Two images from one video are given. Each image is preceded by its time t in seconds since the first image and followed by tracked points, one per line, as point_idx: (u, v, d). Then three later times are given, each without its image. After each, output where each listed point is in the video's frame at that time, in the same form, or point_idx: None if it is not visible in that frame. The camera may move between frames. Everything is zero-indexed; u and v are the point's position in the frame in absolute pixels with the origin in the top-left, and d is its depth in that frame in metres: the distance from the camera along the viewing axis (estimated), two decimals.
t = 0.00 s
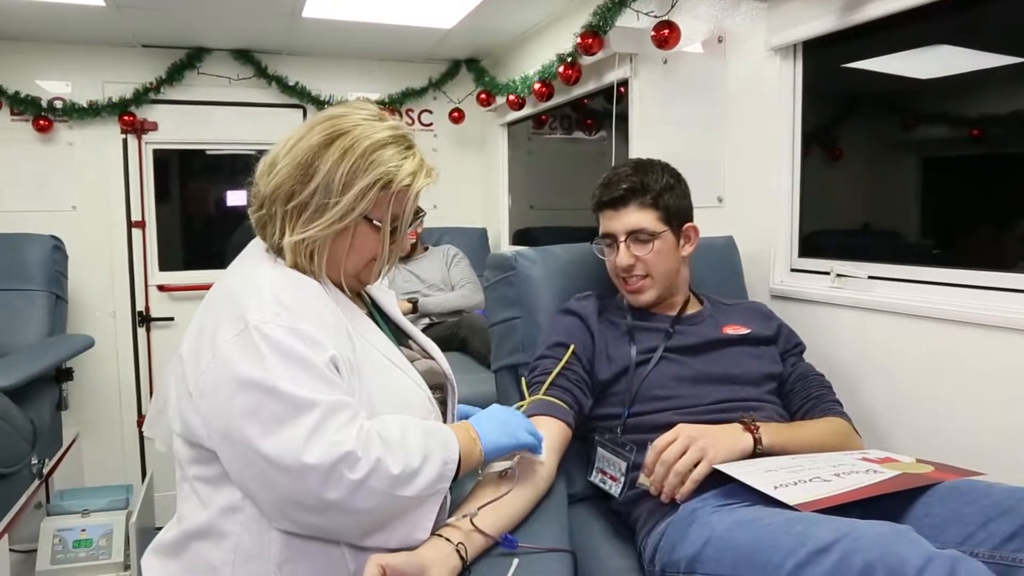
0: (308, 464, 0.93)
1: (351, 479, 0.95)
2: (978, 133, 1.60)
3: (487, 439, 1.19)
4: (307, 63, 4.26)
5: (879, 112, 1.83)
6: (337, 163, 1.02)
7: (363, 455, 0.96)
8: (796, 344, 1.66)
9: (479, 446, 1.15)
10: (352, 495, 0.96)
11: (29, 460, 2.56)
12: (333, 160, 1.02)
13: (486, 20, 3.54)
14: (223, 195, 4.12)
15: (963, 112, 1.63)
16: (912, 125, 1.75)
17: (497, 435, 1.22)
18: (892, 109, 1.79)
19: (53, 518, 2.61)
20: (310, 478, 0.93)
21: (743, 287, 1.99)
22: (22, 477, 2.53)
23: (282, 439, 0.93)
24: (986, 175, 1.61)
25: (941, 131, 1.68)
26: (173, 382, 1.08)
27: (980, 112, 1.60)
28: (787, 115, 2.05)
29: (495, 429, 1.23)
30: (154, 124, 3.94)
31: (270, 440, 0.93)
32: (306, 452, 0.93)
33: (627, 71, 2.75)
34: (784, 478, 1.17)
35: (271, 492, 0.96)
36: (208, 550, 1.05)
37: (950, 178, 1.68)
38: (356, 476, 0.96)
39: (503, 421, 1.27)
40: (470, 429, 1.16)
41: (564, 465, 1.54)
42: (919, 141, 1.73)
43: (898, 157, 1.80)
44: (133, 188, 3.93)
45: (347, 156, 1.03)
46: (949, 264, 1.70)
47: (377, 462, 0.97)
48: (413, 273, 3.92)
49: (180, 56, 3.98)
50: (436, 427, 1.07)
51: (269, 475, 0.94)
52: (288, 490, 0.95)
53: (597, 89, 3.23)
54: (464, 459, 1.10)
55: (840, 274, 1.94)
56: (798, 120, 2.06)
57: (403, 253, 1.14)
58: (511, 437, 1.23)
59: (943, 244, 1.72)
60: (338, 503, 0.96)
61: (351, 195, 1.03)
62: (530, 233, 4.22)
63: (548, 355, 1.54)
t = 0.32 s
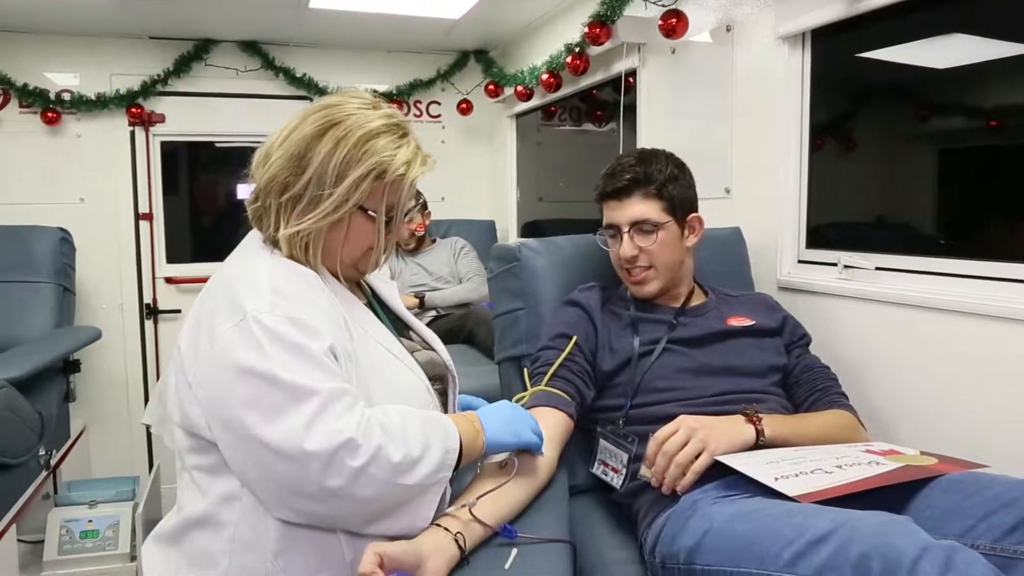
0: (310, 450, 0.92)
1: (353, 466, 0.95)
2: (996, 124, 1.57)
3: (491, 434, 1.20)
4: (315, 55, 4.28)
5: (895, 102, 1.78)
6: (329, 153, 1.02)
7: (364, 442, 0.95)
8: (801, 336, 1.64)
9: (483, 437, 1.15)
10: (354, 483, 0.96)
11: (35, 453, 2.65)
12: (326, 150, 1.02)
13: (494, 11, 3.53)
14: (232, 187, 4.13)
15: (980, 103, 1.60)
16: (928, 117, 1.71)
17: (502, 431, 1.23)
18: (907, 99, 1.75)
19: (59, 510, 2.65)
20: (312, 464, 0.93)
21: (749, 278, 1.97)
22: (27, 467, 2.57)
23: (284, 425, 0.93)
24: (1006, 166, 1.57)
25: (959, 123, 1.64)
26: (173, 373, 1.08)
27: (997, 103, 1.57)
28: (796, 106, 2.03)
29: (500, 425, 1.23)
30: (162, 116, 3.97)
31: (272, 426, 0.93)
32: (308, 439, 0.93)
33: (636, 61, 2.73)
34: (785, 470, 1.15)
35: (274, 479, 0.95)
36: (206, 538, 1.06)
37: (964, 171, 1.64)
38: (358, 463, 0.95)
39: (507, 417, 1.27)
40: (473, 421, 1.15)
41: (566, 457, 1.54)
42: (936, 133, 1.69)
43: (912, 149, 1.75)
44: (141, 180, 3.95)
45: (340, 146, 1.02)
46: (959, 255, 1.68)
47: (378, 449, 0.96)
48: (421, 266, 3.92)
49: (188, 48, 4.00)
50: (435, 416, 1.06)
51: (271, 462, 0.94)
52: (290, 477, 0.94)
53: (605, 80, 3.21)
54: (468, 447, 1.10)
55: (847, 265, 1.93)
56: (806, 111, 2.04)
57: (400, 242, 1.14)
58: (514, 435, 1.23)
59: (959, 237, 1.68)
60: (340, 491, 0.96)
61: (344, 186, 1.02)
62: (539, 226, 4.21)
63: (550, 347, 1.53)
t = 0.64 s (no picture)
0: (299, 435, 0.93)
1: (342, 451, 0.95)
2: (1010, 117, 1.55)
3: (485, 424, 1.20)
4: (322, 50, 4.31)
5: (909, 95, 1.75)
6: (303, 147, 1.02)
7: (352, 430, 0.96)
8: (803, 327, 1.63)
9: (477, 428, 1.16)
10: (343, 468, 0.96)
11: (46, 446, 2.69)
12: (300, 144, 1.02)
13: (500, 4, 3.53)
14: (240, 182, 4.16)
15: (994, 95, 1.58)
16: (942, 108, 1.68)
17: (496, 422, 1.23)
18: (920, 91, 1.72)
19: (69, 502, 2.69)
20: (301, 449, 0.94)
21: (753, 270, 1.96)
22: (38, 459, 2.62)
23: (273, 411, 0.94)
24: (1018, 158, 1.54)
25: (973, 115, 1.62)
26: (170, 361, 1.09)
27: (1013, 95, 1.54)
28: (800, 97, 2.00)
29: (494, 415, 1.23)
30: (171, 110, 4.00)
31: (261, 412, 0.94)
32: (296, 424, 0.93)
33: (642, 53, 2.72)
34: (783, 460, 1.15)
35: (265, 464, 0.96)
36: (206, 526, 1.07)
37: (976, 164, 1.62)
38: (346, 449, 0.96)
39: (502, 409, 1.28)
40: (468, 409, 1.15)
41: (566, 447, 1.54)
42: (949, 125, 1.66)
43: (925, 142, 1.72)
44: (150, 175, 3.98)
45: (313, 138, 1.02)
46: (965, 246, 1.66)
47: (367, 436, 0.97)
48: (428, 259, 3.94)
49: (197, 42, 4.03)
50: (427, 404, 1.06)
51: (261, 447, 0.95)
52: (279, 462, 0.95)
53: (612, 72, 3.20)
54: (462, 437, 1.10)
55: (851, 257, 1.91)
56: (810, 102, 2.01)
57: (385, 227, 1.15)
58: (509, 426, 1.24)
59: (968, 227, 1.66)
60: (329, 476, 0.96)
61: (322, 176, 1.03)
62: (546, 219, 4.21)
63: (549, 337, 1.53)
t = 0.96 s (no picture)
0: (276, 411, 1.02)
1: (317, 429, 1.04)
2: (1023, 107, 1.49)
3: (468, 407, 1.23)
4: (329, 45, 4.32)
5: (919, 88, 1.71)
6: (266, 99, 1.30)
7: (329, 408, 1.04)
8: (803, 316, 1.62)
9: (460, 412, 1.21)
10: (318, 445, 1.04)
11: (57, 440, 2.72)
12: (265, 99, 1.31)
13: None
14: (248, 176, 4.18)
15: (1005, 85, 1.53)
16: (954, 101, 1.64)
17: (480, 404, 1.26)
18: (933, 83, 1.68)
19: (82, 495, 2.72)
20: (277, 425, 1.03)
21: (755, 259, 1.95)
22: (50, 452, 2.66)
23: (254, 386, 1.03)
24: None
25: (984, 106, 1.57)
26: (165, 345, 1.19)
27: None
28: (801, 87, 1.98)
29: (479, 398, 1.27)
30: (179, 106, 4.03)
31: (244, 386, 1.03)
32: (274, 400, 1.02)
33: (646, 44, 2.71)
34: (779, 447, 1.15)
35: (246, 439, 1.05)
36: (196, 509, 1.17)
37: (985, 156, 1.58)
38: (322, 427, 1.04)
39: (488, 391, 1.30)
40: (452, 394, 1.22)
41: (565, 436, 1.54)
42: (961, 118, 1.62)
43: (936, 135, 1.68)
44: (159, 171, 4.02)
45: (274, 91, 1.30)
46: (967, 233, 1.64)
47: (343, 416, 1.05)
48: (435, 253, 3.94)
49: (204, 38, 4.06)
50: (410, 388, 1.14)
51: (243, 422, 1.04)
52: (258, 437, 1.04)
53: (616, 63, 3.18)
54: (443, 421, 1.17)
55: (852, 245, 1.90)
56: (813, 90, 1.99)
57: (344, 176, 1.26)
58: (494, 408, 1.26)
59: (972, 215, 1.63)
60: (305, 453, 1.05)
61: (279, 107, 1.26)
62: (554, 212, 4.21)
63: (548, 327, 1.53)
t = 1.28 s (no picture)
0: (262, 401, 1.03)
1: (303, 420, 1.05)
2: None
3: (456, 402, 1.26)
4: (331, 39, 4.32)
5: (924, 79, 1.69)
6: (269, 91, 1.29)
7: (315, 399, 1.06)
8: (802, 306, 1.61)
9: (449, 405, 1.23)
10: (304, 436, 1.06)
11: (63, 432, 2.74)
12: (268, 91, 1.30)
13: None
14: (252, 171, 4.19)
15: (1009, 77, 1.51)
16: (961, 92, 1.61)
17: (469, 398, 1.28)
18: (941, 75, 1.65)
19: (89, 488, 2.73)
20: (263, 416, 1.04)
21: (755, 250, 1.94)
22: (56, 445, 2.68)
23: (241, 376, 1.04)
24: None
25: (990, 97, 1.55)
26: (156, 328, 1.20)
27: None
28: (801, 78, 1.97)
29: (467, 394, 1.28)
30: (183, 101, 4.05)
31: (231, 375, 1.04)
32: (260, 391, 1.03)
33: (647, 35, 2.71)
34: (773, 436, 1.15)
35: (232, 428, 1.07)
36: (189, 497, 1.19)
37: (991, 145, 1.56)
38: (308, 418, 1.05)
39: (479, 386, 1.32)
40: (441, 390, 1.24)
41: (562, 427, 1.54)
42: (967, 109, 1.60)
43: (941, 126, 1.66)
44: (164, 166, 4.03)
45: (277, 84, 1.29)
46: (967, 222, 1.63)
47: (329, 408, 1.06)
48: (439, 247, 3.94)
49: (207, 33, 4.07)
50: (399, 381, 1.16)
51: (229, 411, 1.05)
52: (245, 427, 1.05)
53: (617, 56, 3.16)
54: (431, 414, 1.19)
55: (851, 236, 1.89)
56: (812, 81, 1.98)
57: (341, 175, 1.26)
58: (483, 402, 1.27)
59: (974, 203, 1.62)
60: (292, 443, 1.06)
61: (281, 102, 1.25)
62: (558, 206, 4.21)
63: (545, 318, 1.53)
